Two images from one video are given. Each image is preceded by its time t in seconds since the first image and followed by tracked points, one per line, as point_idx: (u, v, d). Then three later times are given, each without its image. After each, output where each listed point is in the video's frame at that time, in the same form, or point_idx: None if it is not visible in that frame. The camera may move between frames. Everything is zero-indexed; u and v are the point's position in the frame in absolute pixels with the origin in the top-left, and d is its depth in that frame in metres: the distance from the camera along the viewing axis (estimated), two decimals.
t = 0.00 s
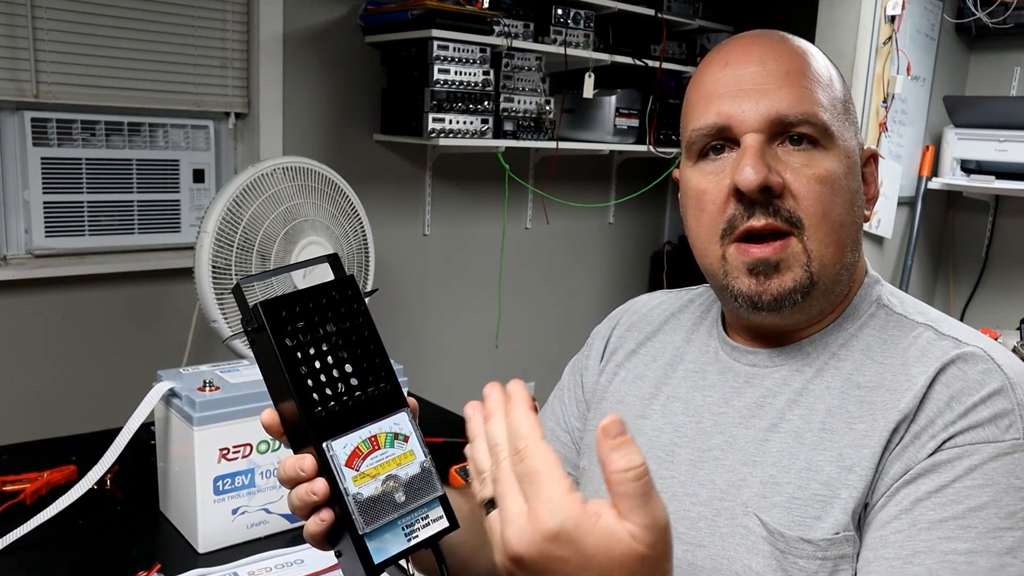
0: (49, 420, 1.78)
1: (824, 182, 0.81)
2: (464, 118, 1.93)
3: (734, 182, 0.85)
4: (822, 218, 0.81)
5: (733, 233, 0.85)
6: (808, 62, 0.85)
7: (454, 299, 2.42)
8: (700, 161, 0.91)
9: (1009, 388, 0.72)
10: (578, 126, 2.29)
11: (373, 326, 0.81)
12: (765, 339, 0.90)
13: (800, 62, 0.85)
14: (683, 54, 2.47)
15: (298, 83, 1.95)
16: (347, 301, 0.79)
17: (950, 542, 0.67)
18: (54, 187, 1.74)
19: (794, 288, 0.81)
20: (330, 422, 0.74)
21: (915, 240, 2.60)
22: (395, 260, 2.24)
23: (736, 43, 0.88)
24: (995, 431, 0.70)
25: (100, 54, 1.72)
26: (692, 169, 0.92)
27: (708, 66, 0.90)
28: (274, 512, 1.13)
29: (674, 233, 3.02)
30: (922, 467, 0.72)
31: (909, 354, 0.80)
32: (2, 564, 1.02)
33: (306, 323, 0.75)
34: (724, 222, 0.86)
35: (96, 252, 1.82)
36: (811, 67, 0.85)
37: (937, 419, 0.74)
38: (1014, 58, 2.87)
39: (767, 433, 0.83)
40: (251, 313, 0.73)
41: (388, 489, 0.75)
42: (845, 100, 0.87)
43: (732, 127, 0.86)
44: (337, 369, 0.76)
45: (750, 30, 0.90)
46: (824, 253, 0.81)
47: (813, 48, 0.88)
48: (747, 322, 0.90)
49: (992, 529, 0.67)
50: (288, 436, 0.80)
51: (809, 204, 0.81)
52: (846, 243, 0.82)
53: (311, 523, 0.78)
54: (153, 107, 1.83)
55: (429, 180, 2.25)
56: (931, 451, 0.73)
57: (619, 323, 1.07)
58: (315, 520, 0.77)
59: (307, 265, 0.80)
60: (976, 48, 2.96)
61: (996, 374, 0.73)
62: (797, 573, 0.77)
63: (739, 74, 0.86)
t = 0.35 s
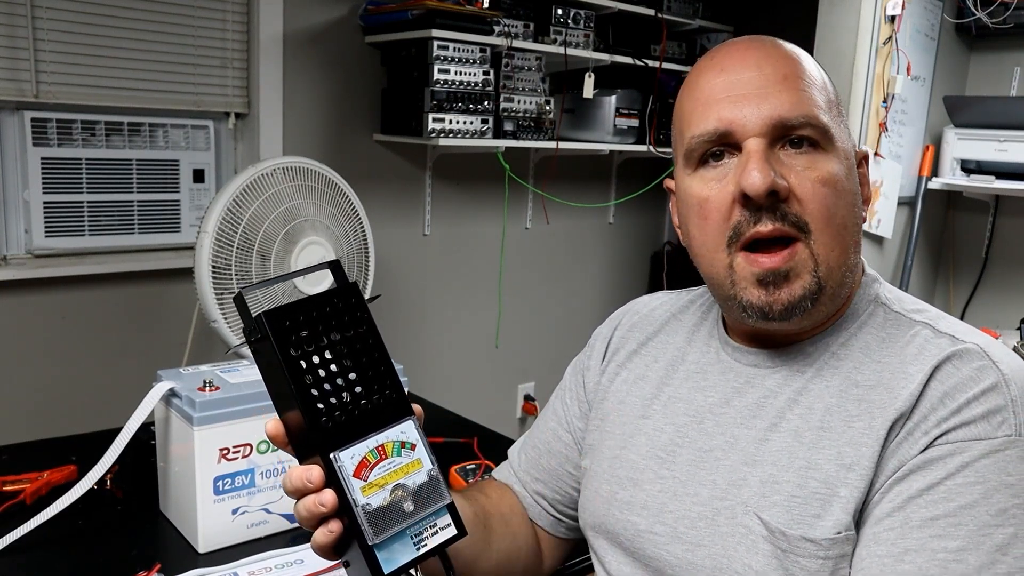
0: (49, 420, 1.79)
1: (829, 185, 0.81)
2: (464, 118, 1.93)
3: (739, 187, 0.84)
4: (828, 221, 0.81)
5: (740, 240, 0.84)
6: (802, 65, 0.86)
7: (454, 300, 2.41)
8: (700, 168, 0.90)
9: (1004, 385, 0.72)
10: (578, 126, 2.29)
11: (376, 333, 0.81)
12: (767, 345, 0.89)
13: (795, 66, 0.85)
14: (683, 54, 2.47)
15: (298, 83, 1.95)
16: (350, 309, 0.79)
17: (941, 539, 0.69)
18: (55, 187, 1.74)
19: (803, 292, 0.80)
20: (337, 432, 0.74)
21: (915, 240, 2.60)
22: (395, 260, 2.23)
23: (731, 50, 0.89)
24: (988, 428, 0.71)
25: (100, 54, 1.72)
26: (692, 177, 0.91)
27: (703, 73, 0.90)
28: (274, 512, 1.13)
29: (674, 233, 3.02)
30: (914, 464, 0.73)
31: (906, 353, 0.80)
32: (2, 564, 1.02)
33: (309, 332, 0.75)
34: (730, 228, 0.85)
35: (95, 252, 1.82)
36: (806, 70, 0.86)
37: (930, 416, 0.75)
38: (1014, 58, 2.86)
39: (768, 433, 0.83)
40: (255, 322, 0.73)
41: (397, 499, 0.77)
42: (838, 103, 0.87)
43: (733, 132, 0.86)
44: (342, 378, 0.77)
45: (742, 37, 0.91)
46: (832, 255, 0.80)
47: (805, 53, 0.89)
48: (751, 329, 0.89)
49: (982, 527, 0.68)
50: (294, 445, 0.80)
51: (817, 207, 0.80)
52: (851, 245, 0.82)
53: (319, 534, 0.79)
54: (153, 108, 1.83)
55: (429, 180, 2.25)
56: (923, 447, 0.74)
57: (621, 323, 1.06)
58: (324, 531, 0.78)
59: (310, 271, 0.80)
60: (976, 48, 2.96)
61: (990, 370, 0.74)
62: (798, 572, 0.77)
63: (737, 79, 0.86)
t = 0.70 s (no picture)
0: (49, 421, 1.79)
1: (820, 194, 0.81)
2: (464, 118, 1.93)
3: (730, 197, 0.84)
4: (819, 230, 0.81)
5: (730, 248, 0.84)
6: (798, 69, 0.85)
7: (453, 300, 2.41)
8: (693, 174, 0.90)
9: (1003, 387, 0.73)
10: (578, 126, 2.29)
11: (374, 340, 0.81)
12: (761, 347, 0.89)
13: (790, 70, 0.84)
14: (683, 55, 2.47)
15: (299, 83, 1.95)
16: (348, 317, 0.79)
17: (943, 548, 0.70)
18: (54, 187, 1.74)
19: (793, 301, 0.81)
20: (336, 440, 0.74)
21: (915, 240, 2.60)
22: (394, 260, 2.24)
23: (725, 53, 0.88)
24: (987, 432, 0.71)
25: (100, 54, 1.71)
26: (685, 182, 0.91)
27: (698, 77, 0.90)
28: (274, 512, 1.13)
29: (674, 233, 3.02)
30: (914, 469, 0.73)
31: (905, 353, 0.80)
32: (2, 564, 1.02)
33: (307, 340, 0.75)
34: (721, 236, 0.85)
35: (95, 252, 1.82)
36: (802, 74, 0.85)
37: (930, 418, 0.75)
38: (1014, 58, 2.86)
39: (766, 435, 0.83)
40: (251, 332, 0.73)
41: (397, 506, 0.77)
42: (835, 106, 0.87)
43: (726, 140, 0.85)
44: (340, 386, 0.77)
45: (738, 40, 0.90)
46: (822, 264, 0.80)
47: (803, 54, 0.88)
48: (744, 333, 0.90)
49: (984, 533, 0.69)
50: (292, 454, 0.80)
51: (807, 216, 0.81)
52: (843, 252, 0.82)
53: (319, 543, 0.79)
54: (153, 108, 1.83)
55: (429, 180, 2.25)
56: (923, 452, 0.74)
57: (618, 323, 1.06)
58: (323, 540, 0.78)
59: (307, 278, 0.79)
60: (976, 48, 2.96)
61: (991, 372, 0.74)
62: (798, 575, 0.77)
63: (730, 85, 0.86)
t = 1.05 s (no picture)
0: (49, 420, 1.78)
1: (819, 194, 0.81)
2: (464, 118, 1.93)
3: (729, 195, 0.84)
4: (817, 230, 0.81)
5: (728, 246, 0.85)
6: (801, 68, 0.85)
7: (453, 300, 2.41)
8: (693, 172, 0.90)
9: (1004, 387, 0.73)
10: (578, 126, 2.29)
11: (375, 338, 0.81)
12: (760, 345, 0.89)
13: (793, 70, 0.84)
14: (683, 55, 2.48)
15: (298, 83, 1.95)
16: (350, 314, 0.79)
17: (943, 548, 0.69)
18: (54, 187, 1.74)
19: (791, 300, 0.81)
20: (337, 438, 0.74)
21: (915, 240, 2.60)
22: (395, 260, 2.23)
23: (729, 51, 0.88)
24: (987, 433, 0.71)
25: (100, 54, 1.71)
26: (686, 179, 0.91)
27: (700, 75, 0.89)
28: (274, 512, 1.13)
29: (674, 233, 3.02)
30: (914, 469, 0.73)
31: (905, 354, 0.80)
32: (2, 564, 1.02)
33: (309, 338, 0.75)
34: (719, 234, 0.85)
35: (95, 253, 1.82)
36: (805, 74, 0.85)
37: (931, 419, 0.75)
38: (1014, 58, 2.86)
39: (766, 435, 0.83)
40: (253, 329, 0.72)
41: (398, 504, 0.77)
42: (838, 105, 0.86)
43: (726, 138, 0.85)
44: (341, 383, 0.77)
45: (742, 37, 0.90)
46: (819, 264, 0.81)
47: (807, 53, 0.88)
48: (743, 330, 0.90)
49: (984, 533, 0.69)
50: (293, 453, 0.80)
51: (805, 216, 0.81)
52: (842, 251, 0.82)
53: (320, 541, 0.80)
54: (153, 107, 1.83)
55: (429, 180, 2.25)
56: (923, 452, 0.74)
57: (619, 323, 1.06)
58: (324, 538, 0.79)
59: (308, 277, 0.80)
60: (976, 48, 2.96)
61: (991, 373, 0.74)
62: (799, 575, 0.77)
63: (732, 83, 0.85)
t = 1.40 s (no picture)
0: (50, 420, 1.79)
1: (811, 195, 0.81)
2: (464, 118, 1.93)
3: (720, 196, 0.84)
4: (808, 230, 0.81)
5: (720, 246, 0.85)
6: (796, 70, 0.84)
7: (454, 300, 2.41)
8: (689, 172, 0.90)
9: (1005, 385, 0.73)
10: (578, 126, 2.29)
11: (376, 340, 0.81)
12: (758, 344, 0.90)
13: (789, 72, 0.83)
14: (683, 54, 2.48)
15: (299, 83, 1.95)
16: (351, 316, 0.79)
17: (942, 543, 0.70)
18: (55, 187, 1.74)
19: (781, 300, 0.81)
20: (339, 441, 0.74)
21: (915, 240, 2.60)
22: (395, 260, 2.24)
23: (725, 53, 0.88)
24: (988, 429, 0.71)
25: (100, 54, 1.71)
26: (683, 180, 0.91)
27: (697, 76, 0.89)
28: (274, 512, 1.13)
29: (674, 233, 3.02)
30: (916, 465, 0.73)
31: (907, 352, 0.80)
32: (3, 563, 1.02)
33: (310, 340, 0.75)
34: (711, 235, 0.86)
35: (96, 252, 1.82)
36: (799, 75, 0.84)
37: (932, 416, 0.75)
38: (1014, 58, 2.86)
39: (768, 434, 0.83)
40: (254, 332, 0.72)
41: (400, 507, 0.77)
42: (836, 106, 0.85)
43: (718, 140, 0.85)
44: (343, 386, 0.77)
45: (739, 40, 0.89)
46: (809, 265, 0.81)
47: (805, 54, 0.87)
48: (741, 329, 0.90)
49: (984, 528, 0.69)
50: (295, 456, 0.81)
51: (795, 217, 0.81)
52: (834, 251, 0.82)
53: (321, 543, 0.80)
54: (153, 108, 1.83)
55: (429, 180, 2.25)
56: (924, 448, 0.74)
57: (621, 323, 1.06)
58: (325, 540, 0.79)
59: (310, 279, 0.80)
60: (976, 48, 2.96)
61: (993, 371, 0.74)
62: (801, 572, 0.77)
63: (725, 86, 0.85)
